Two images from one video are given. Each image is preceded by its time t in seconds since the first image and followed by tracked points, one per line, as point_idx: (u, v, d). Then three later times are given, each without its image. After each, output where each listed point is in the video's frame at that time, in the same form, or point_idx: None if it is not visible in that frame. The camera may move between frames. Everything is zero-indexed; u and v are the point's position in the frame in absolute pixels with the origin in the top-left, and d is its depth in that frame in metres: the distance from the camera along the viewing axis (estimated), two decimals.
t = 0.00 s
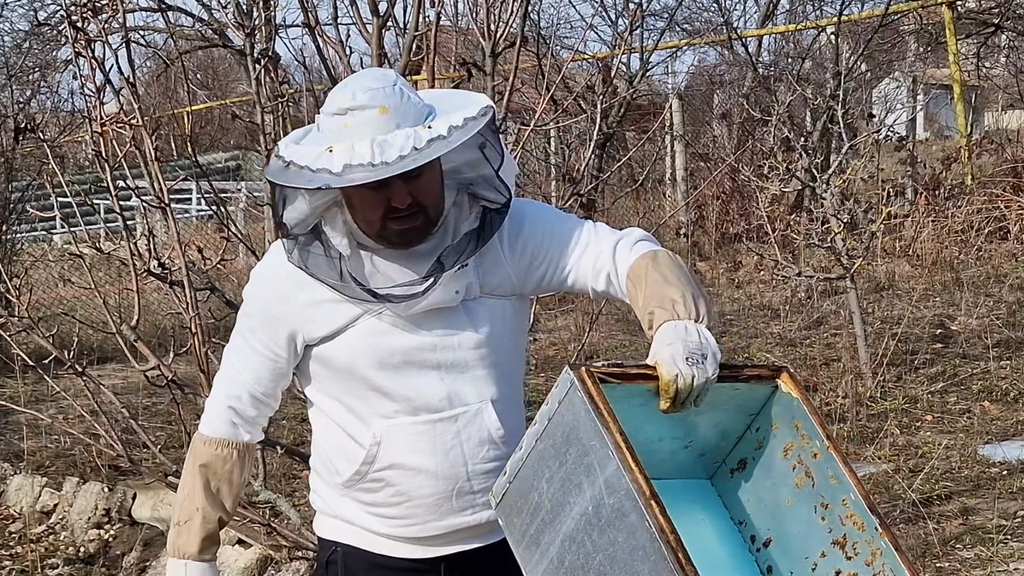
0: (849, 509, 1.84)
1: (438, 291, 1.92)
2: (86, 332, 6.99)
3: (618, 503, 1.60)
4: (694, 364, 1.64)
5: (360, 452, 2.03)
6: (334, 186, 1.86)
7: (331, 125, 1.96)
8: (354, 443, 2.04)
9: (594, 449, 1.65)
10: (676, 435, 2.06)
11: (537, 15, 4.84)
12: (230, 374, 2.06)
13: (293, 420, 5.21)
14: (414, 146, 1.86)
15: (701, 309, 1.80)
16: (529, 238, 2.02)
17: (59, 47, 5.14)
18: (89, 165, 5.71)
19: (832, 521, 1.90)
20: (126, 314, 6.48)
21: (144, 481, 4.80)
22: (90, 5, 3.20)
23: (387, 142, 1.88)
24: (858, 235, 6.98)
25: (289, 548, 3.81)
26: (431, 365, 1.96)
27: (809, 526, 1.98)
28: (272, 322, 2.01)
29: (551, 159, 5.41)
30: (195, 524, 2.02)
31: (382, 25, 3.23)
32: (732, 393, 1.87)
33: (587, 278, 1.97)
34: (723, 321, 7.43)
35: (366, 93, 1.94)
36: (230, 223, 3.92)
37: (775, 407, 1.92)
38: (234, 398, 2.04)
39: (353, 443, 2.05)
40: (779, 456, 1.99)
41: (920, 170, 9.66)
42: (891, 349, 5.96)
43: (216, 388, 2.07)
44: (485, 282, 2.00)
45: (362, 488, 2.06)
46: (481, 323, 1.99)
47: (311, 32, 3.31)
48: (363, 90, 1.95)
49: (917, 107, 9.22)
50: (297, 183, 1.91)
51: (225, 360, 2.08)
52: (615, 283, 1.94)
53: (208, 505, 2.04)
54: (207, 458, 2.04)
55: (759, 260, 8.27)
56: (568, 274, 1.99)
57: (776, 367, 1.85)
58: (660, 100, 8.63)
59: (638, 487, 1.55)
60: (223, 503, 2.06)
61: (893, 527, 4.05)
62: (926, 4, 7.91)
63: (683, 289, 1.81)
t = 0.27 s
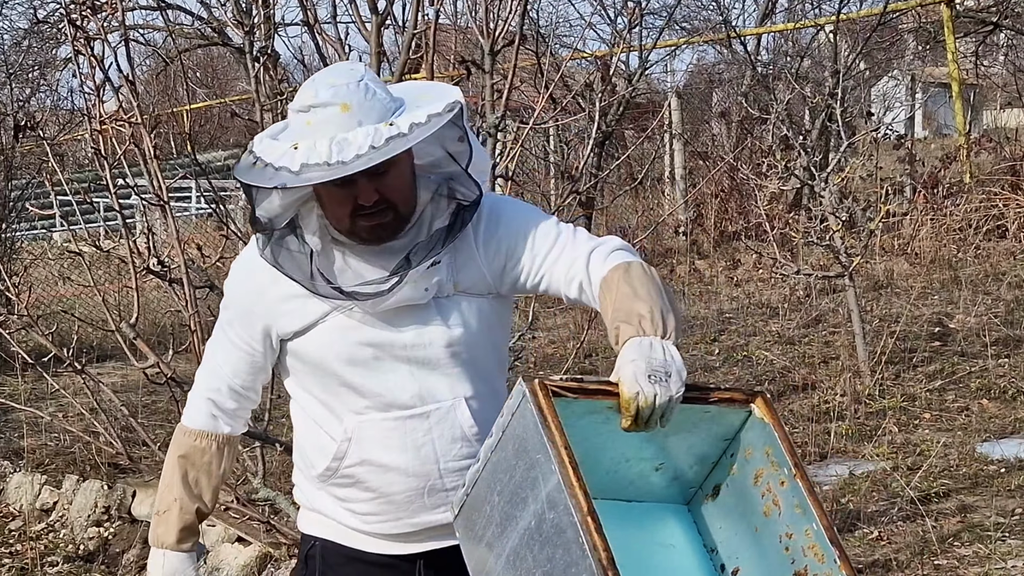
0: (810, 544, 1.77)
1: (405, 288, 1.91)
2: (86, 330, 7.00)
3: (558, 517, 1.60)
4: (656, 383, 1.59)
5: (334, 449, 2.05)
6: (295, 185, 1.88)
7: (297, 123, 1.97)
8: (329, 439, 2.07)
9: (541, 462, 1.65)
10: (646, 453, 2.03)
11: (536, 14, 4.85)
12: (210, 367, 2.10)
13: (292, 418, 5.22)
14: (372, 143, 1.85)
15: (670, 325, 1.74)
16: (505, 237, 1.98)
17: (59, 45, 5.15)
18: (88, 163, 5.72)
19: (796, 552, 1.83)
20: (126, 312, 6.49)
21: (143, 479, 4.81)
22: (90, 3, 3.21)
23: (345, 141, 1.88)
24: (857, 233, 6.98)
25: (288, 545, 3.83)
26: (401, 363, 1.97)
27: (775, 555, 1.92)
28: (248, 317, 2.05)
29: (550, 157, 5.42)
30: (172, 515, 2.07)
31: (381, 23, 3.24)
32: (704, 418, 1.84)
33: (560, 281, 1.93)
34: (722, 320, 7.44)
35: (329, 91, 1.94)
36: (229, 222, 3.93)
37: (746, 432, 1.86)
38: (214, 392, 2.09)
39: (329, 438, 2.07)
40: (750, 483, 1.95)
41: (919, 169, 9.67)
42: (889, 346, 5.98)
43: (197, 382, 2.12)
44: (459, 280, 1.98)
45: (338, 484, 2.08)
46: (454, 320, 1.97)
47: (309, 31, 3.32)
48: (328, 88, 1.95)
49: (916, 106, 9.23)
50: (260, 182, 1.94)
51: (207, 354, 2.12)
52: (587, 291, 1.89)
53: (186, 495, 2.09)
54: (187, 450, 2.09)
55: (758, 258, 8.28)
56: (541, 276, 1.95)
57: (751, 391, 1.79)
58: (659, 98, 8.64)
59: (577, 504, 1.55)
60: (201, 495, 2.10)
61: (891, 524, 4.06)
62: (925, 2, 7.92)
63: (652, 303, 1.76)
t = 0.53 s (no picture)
0: (793, 555, 1.74)
1: (386, 290, 1.90)
2: (85, 327, 7.00)
3: (536, 548, 1.60)
4: (632, 403, 1.60)
5: (323, 449, 2.06)
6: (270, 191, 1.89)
7: (274, 126, 1.97)
8: (319, 439, 2.07)
9: (517, 490, 1.65)
10: (626, 470, 2.03)
11: (535, 11, 4.85)
12: (203, 367, 2.12)
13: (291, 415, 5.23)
14: (344, 147, 1.84)
15: (652, 342, 1.72)
16: (490, 238, 1.94)
17: (58, 42, 5.14)
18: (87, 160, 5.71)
19: (780, 564, 1.80)
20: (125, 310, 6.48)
21: (142, 476, 4.81)
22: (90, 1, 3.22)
23: (318, 145, 1.87)
24: (856, 231, 6.98)
25: (288, 542, 3.83)
26: (389, 366, 1.97)
27: (761, 569, 1.90)
28: (238, 317, 2.06)
29: (549, 154, 5.42)
30: (167, 514, 2.09)
31: (380, 21, 3.24)
32: (687, 430, 1.85)
33: (543, 287, 1.88)
34: (721, 317, 7.45)
35: (304, 94, 1.93)
36: (228, 219, 3.93)
37: (729, 443, 1.87)
38: (207, 391, 2.11)
39: (318, 439, 2.08)
40: (734, 495, 1.94)
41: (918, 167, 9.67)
42: (888, 344, 5.98)
43: (192, 381, 2.14)
44: (446, 281, 1.96)
45: (329, 483, 2.09)
46: (440, 321, 1.95)
47: (309, 28, 3.33)
48: (303, 91, 1.94)
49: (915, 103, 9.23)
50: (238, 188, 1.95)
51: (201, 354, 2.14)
52: (568, 300, 1.85)
53: (181, 494, 2.10)
54: (182, 449, 2.11)
55: (757, 255, 8.28)
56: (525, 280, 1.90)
57: (732, 401, 1.81)
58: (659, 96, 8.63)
59: (553, 535, 1.56)
60: (196, 494, 2.11)
61: (890, 522, 4.07)
62: None
63: (635, 318, 1.73)
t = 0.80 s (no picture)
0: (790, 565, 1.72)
1: (378, 294, 1.89)
2: (85, 325, 6.99)
3: (529, 570, 1.60)
4: (623, 417, 1.59)
5: (320, 451, 2.07)
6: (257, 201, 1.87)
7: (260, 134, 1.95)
8: (316, 441, 2.08)
9: (508, 511, 1.65)
10: (620, 483, 2.00)
11: (535, 9, 4.85)
12: (202, 371, 2.13)
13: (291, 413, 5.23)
14: (327, 153, 1.82)
15: (643, 356, 1.71)
16: (482, 239, 1.93)
17: (58, 40, 5.14)
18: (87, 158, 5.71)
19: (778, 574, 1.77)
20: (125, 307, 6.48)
21: (143, 474, 4.81)
22: None
23: (302, 151, 1.85)
24: (856, 229, 6.98)
25: (289, 540, 3.84)
26: (384, 368, 1.96)
27: None
28: (233, 321, 2.06)
29: (549, 152, 5.42)
30: (172, 518, 2.12)
31: (381, 19, 3.24)
32: (680, 439, 1.83)
33: (536, 293, 1.87)
34: (721, 315, 7.45)
35: (287, 101, 1.91)
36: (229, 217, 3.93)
37: (722, 451, 1.85)
38: (207, 396, 2.12)
39: (315, 440, 2.08)
40: (730, 505, 1.90)
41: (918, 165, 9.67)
42: (889, 342, 5.99)
43: (192, 385, 2.15)
44: (439, 283, 1.95)
45: (327, 484, 2.09)
46: (434, 323, 1.94)
47: (309, 26, 3.32)
48: (287, 98, 1.92)
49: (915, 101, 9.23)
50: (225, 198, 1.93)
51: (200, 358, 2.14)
52: (560, 305, 1.84)
53: (185, 498, 2.13)
54: (185, 453, 2.13)
55: (757, 253, 8.28)
56: (518, 284, 1.89)
57: (723, 410, 1.80)
58: (659, 94, 8.63)
59: (546, 559, 1.55)
60: (200, 497, 2.14)
61: (890, 520, 4.07)
62: None
63: (626, 332, 1.72)
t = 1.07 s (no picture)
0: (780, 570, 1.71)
1: (368, 294, 1.89)
2: (84, 323, 6.99)
3: None
4: (609, 423, 1.57)
5: (315, 452, 2.07)
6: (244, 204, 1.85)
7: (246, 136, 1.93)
8: (312, 441, 2.08)
9: (492, 518, 1.64)
10: (613, 489, 1.99)
11: (535, 7, 4.84)
12: (195, 374, 2.12)
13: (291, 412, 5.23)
14: (313, 154, 1.80)
15: (632, 362, 1.69)
16: (473, 238, 1.91)
17: (57, 38, 5.13)
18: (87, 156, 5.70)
19: None
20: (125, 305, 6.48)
21: (142, 472, 4.81)
22: None
23: (288, 152, 1.83)
24: (856, 227, 6.97)
25: (288, 538, 3.84)
26: (378, 369, 1.97)
27: None
28: (226, 324, 2.05)
29: (549, 151, 5.41)
30: (167, 521, 2.11)
31: (381, 16, 3.24)
32: (670, 444, 1.83)
33: (526, 292, 1.86)
34: (721, 314, 7.44)
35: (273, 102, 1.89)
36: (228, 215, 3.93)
37: (713, 455, 1.85)
38: (200, 399, 2.11)
39: (312, 441, 2.08)
40: (722, 510, 1.89)
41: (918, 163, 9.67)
42: (888, 340, 5.99)
43: (186, 388, 2.14)
44: (432, 282, 1.94)
45: (324, 484, 2.10)
46: (427, 323, 1.94)
47: (309, 24, 3.32)
48: (272, 100, 1.90)
49: (915, 99, 9.22)
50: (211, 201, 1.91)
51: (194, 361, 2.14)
52: (551, 307, 1.83)
53: (179, 501, 2.12)
54: (180, 457, 2.12)
55: (756, 251, 8.28)
56: (508, 283, 1.88)
57: (715, 414, 1.80)
58: (658, 92, 8.63)
59: (529, 563, 1.55)
60: (195, 500, 2.14)
61: (890, 518, 4.07)
62: None
63: (613, 338, 1.70)
